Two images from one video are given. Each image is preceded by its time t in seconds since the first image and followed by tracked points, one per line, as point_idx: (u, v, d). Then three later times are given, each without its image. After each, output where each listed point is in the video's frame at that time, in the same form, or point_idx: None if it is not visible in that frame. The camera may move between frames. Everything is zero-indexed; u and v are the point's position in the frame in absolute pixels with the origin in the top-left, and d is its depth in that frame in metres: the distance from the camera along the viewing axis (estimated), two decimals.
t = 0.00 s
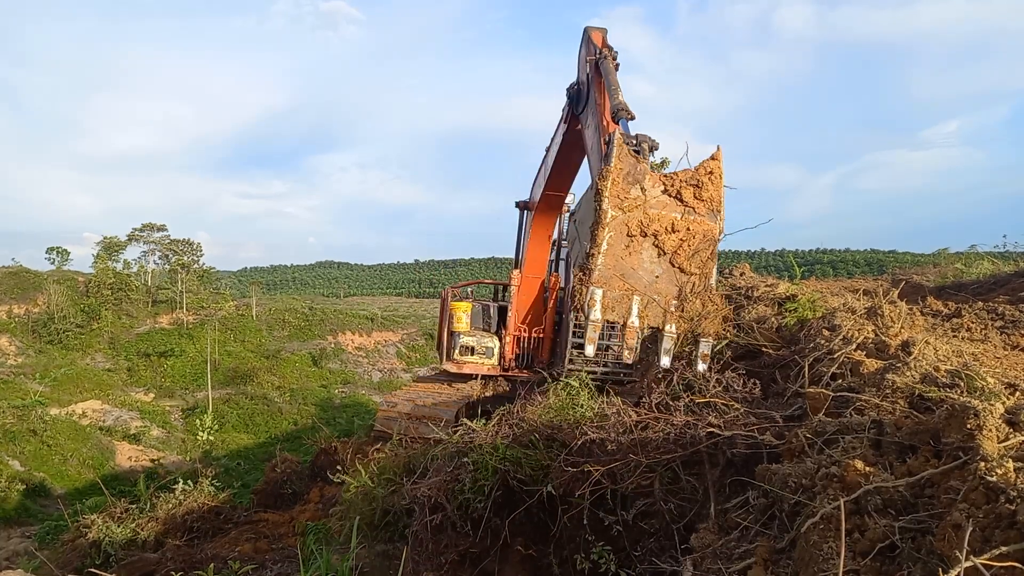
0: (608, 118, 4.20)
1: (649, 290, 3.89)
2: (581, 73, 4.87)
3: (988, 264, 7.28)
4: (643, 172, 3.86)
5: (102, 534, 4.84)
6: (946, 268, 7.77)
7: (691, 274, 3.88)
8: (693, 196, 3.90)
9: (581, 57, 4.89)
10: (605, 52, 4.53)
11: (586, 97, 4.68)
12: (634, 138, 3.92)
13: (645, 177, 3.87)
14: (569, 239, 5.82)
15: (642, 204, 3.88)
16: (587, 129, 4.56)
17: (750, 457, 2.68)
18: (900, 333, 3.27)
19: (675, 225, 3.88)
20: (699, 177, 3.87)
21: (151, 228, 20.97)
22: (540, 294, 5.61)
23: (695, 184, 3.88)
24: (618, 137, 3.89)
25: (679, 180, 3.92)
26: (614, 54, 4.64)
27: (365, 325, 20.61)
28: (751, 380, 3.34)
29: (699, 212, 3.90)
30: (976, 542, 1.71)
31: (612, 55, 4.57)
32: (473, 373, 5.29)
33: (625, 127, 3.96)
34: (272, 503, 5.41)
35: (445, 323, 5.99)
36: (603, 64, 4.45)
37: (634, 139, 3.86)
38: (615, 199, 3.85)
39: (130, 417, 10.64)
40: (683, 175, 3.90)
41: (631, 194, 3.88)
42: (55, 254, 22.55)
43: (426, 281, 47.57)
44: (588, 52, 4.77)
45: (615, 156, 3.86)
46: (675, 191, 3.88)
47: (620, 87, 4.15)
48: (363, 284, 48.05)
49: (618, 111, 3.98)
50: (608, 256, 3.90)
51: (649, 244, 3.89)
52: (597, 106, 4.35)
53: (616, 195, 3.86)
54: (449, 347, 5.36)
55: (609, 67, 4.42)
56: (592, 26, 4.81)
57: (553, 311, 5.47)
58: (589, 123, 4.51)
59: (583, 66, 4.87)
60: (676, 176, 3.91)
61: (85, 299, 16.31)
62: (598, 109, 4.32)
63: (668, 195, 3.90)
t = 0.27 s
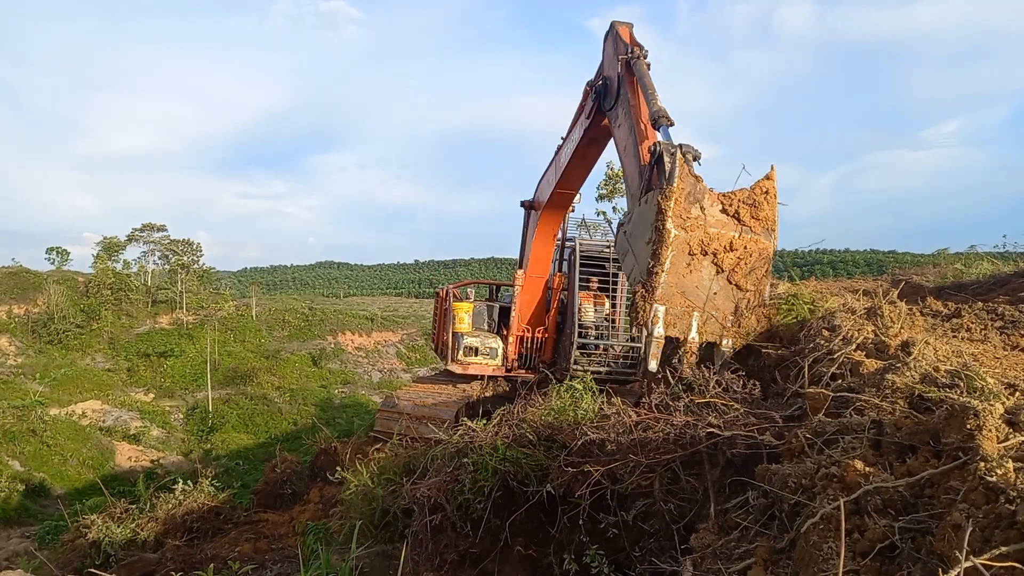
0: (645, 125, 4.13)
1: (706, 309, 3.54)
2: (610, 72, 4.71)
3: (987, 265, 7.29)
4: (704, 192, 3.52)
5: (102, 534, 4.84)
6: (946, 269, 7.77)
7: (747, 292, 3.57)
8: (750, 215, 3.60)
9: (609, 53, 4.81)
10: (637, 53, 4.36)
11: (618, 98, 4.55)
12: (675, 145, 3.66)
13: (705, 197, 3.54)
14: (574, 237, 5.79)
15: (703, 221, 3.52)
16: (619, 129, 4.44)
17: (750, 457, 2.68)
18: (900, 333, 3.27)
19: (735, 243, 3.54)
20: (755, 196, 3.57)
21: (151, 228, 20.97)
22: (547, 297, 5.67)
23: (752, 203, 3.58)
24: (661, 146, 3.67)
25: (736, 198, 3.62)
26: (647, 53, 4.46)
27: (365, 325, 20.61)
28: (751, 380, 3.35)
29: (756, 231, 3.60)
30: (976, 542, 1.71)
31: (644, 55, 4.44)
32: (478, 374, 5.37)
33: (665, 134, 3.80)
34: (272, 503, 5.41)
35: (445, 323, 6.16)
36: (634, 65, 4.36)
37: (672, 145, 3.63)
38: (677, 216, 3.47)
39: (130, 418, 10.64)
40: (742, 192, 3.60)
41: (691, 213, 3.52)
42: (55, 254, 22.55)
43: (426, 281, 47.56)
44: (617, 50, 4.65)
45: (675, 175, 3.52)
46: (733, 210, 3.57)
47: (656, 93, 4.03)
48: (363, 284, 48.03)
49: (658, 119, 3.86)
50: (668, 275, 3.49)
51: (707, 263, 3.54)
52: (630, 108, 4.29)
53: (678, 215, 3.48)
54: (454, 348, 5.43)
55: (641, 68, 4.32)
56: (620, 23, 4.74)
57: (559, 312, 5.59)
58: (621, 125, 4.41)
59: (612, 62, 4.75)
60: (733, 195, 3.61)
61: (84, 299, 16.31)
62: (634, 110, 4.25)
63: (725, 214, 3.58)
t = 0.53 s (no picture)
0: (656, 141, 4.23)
1: (699, 351, 3.71)
2: (623, 76, 4.70)
3: (988, 264, 7.28)
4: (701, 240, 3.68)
5: (102, 534, 4.84)
6: (946, 268, 7.76)
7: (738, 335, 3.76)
8: (745, 261, 3.78)
9: (622, 55, 4.81)
10: (650, 62, 4.37)
11: (629, 106, 4.59)
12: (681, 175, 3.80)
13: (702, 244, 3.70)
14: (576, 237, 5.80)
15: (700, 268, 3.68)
16: (630, 139, 4.52)
17: (750, 457, 2.68)
18: (899, 333, 3.27)
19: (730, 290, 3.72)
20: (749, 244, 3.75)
21: (151, 228, 20.98)
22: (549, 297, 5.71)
23: (746, 251, 3.76)
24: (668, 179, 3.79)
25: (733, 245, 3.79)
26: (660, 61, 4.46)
27: (365, 324, 20.61)
28: (751, 379, 3.35)
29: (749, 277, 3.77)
30: (975, 541, 1.71)
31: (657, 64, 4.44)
32: (481, 374, 5.34)
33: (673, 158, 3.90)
34: (272, 503, 5.41)
35: (445, 323, 6.20)
36: (647, 75, 4.38)
37: (681, 178, 3.76)
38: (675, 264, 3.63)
39: (130, 417, 10.64)
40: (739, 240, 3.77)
41: (689, 260, 3.67)
42: (55, 254, 22.55)
43: (426, 281, 47.54)
44: (631, 56, 4.64)
45: (675, 222, 3.64)
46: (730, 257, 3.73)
47: (667, 113, 4.10)
48: (363, 284, 48.00)
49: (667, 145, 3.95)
50: (664, 318, 3.66)
51: (702, 307, 3.71)
52: (642, 121, 4.36)
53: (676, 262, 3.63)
54: (456, 347, 5.42)
55: (654, 78, 4.34)
56: (635, 23, 4.72)
57: (560, 312, 5.66)
58: (632, 134, 4.49)
59: (625, 65, 4.75)
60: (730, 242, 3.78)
61: (84, 299, 16.30)
62: (645, 124, 4.33)
63: (721, 260, 3.75)
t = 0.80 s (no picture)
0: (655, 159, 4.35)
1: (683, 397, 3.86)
2: (626, 83, 4.72)
3: (987, 266, 7.28)
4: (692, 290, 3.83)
5: (101, 535, 4.84)
6: (946, 270, 7.76)
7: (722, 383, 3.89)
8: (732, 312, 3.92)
9: (627, 59, 4.80)
10: (653, 76, 4.39)
11: (631, 117, 4.64)
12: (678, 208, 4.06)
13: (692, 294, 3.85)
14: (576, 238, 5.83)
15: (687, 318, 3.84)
16: (630, 152, 4.63)
17: (750, 458, 2.68)
18: (899, 335, 3.27)
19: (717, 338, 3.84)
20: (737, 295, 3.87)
21: (151, 229, 21.00)
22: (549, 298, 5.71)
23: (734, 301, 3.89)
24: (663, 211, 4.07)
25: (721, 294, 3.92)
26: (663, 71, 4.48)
27: (364, 326, 20.61)
28: (751, 381, 3.36)
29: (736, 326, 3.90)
30: (975, 543, 1.71)
31: (660, 77, 4.45)
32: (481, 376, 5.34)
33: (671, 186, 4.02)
34: (271, 504, 5.41)
35: (445, 325, 6.20)
36: (650, 89, 4.41)
37: (677, 210, 4.03)
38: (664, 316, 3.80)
39: (129, 418, 10.64)
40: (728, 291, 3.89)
41: (677, 310, 3.84)
42: (55, 255, 22.56)
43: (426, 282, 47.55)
44: (636, 64, 4.63)
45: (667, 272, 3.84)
46: (718, 307, 3.85)
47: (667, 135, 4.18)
48: (362, 285, 48.00)
49: (664, 169, 4.05)
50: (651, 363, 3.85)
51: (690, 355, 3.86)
52: (643, 137, 4.45)
53: (665, 312, 3.81)
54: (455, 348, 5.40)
55: (656, 93, 4.37)
56: (641, 28, 4.69)
57: (560, 313, 5.64)
58: (633, 146, 4.58)
59: (630, 70, 4.74)
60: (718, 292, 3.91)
61: (84, 300, 16.31)
62: (645, 141, 4.43)
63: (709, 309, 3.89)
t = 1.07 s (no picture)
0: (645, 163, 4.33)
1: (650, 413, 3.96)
2: (622, 82, 4.70)
3: (987, 268, 7.29)
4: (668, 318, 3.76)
5: (101, 537, 4.84)
6: (946, 272, 7.76)
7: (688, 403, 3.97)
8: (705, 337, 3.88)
9: (625, 58, 4.77)
10: (647, 78, 4.36)
11: (625, 118, 4.62)
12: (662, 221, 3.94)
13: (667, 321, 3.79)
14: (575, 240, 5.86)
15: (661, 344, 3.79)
16: (622, 152, 4.62)
17: (750, 460, 2.68)
18: (899, 336, 3.27)
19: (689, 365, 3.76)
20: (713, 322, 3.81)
21: (151, 231, 21.01)
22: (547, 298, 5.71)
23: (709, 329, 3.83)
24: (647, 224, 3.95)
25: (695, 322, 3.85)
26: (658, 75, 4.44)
27: (364, 327, 20.62)
28: (750, 382, 3.37)
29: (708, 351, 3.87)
30: (975, 545, 1.71)
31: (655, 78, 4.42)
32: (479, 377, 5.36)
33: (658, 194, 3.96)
34: (271, 506, 5.41)
35: (445, 330, 6.16)
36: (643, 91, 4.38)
37: (660, 223, 3.91)
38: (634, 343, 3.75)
39: (129, 420, 10.64)
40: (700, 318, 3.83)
41: (651, 337, 3.79)
42: (55, 257, 22.56)
43: (426, 284, 47.56)
44: (632, 64, 4.60)
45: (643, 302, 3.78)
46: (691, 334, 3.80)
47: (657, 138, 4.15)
48: (362, 287, 48.00)
49: (652, 176, 4.02)
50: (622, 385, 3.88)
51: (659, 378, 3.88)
52: (634, 139, 4.43)
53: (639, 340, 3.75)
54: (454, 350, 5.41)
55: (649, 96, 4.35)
56: (638, 27, 4.65)
57: (559, 314, 5.66)
58: (625, 147, 4.57)
59: (627, 69, 4.72)
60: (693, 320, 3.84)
61: (84, 301, 16.31)
62: (636, 143, 4.41)
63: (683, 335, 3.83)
